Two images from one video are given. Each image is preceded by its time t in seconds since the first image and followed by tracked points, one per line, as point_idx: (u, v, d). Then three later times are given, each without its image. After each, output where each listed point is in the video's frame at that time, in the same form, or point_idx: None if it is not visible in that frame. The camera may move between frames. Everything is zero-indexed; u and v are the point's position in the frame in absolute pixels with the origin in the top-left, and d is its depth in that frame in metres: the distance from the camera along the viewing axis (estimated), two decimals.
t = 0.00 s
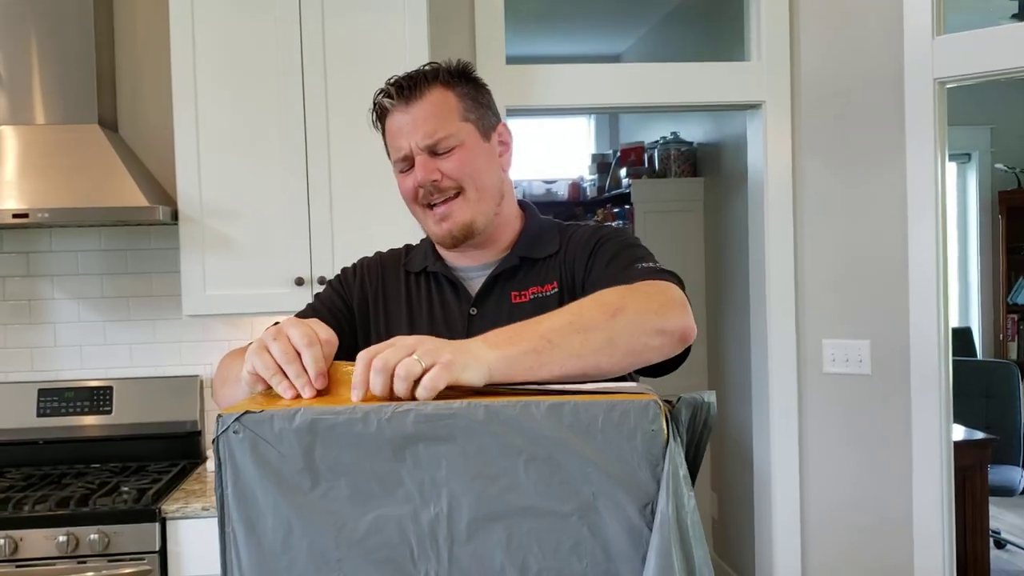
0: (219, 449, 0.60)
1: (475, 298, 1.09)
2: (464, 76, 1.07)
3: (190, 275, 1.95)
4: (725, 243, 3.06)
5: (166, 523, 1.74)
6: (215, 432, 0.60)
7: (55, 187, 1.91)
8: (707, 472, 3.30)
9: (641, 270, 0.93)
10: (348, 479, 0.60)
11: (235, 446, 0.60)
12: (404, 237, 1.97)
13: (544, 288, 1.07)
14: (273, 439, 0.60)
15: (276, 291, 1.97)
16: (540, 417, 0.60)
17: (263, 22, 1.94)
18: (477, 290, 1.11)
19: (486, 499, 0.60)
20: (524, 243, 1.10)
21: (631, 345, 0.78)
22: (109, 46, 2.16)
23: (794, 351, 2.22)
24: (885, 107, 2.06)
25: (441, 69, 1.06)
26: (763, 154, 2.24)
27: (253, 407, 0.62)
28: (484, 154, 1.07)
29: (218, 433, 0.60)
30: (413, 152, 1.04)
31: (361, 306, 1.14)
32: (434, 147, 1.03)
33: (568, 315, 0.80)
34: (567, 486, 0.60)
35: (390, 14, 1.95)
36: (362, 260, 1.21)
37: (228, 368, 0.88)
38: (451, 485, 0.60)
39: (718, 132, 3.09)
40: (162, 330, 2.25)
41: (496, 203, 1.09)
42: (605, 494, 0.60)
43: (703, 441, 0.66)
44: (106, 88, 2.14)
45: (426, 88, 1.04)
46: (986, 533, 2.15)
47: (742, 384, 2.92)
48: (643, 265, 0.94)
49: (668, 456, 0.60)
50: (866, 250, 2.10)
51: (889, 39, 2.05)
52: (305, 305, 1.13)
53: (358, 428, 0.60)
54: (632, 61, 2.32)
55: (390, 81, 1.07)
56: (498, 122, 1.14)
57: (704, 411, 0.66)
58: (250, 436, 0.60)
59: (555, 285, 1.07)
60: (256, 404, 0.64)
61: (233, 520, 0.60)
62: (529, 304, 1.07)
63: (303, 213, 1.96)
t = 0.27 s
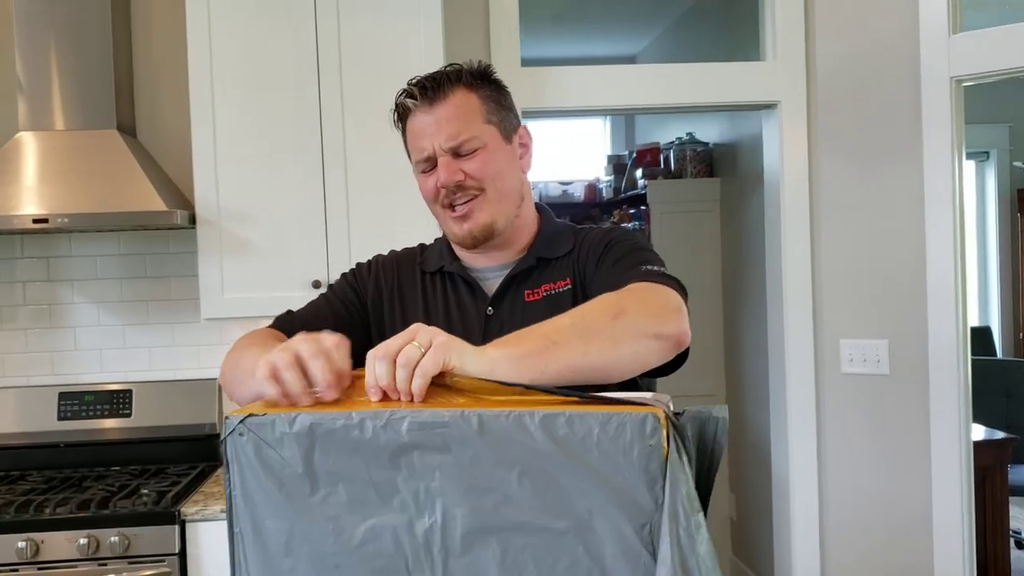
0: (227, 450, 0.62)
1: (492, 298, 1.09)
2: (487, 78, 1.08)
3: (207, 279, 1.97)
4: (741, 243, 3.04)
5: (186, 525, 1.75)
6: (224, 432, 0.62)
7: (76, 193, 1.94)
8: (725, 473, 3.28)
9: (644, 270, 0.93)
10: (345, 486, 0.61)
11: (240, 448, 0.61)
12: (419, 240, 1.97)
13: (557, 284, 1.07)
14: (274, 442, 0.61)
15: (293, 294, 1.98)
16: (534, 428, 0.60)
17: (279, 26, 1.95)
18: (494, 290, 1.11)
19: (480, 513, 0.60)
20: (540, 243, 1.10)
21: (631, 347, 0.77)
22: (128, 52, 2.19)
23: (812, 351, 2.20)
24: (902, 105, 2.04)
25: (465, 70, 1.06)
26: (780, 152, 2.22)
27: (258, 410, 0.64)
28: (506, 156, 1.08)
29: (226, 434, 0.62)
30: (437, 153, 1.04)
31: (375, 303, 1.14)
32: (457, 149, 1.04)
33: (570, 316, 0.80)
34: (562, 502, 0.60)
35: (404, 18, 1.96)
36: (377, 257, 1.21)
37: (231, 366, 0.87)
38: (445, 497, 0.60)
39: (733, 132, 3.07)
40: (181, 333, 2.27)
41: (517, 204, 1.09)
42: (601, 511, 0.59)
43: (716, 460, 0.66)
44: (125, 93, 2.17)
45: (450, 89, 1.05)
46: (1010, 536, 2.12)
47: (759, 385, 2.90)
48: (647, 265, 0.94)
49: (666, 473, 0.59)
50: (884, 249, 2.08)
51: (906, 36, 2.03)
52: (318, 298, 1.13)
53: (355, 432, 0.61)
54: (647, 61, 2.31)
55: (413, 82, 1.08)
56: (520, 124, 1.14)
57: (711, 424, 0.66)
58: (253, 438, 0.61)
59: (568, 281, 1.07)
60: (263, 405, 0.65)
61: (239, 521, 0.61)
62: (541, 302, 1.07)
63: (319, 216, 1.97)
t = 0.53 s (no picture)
0: (226, 451, 0.62)
1: (495, 300, 1.09)
2: (489, 78, 1.08)
3: (211, 281, 1.97)
4: (745, 243, 3.04)
5: (190, 526, 1.76)
6: (224, 433, 0.62)
7: (80, 195, 1.94)
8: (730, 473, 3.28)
9: (648, 281, 0.94)
10: (350, 484, 0.60)
11: (241, 449, 0.61)
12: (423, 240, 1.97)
13: (561, 285, 1.07)
14: (278, 441, 0.61)
15: (297, 296, 1.98)
16: (541, 424, 0.60)
17: (282, 29, 1.95)
18: (496, 292, 1.11)
19: (488, 508, 0.60)
20: (543, 244, 1.10)
21: (634, 363, 0.78)
22: (131, 55, 2.20)
23: (816, 352, 2.20)
24: (906, 104, 2.04)
25: (467, 71, 1.06)
26: (783, 152, 2.22)
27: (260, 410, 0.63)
28: (509, 156, 1.08)
29: (226, 435, 0.62)
30: (440, 154, 1.04)
31: (377, 302, 1.12)
32: (461, 150, 1.04)
33: (575, 328, 0.80)
34: (569, 497, 0.60)
35: (406, 21, 1.96)
36: (375, 256, 1.19)
37: (223, 374, 0.84)
38: (451, 493, 0.60)
39: (737, 132, 3.07)
40: (185, 335, 2.28)
41: (519, 204, 1.09)
42: (608, 506, 0.59)
43: (716, 453, 0.64)
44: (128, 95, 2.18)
45: (453, 90, 1.04)
46: (1015, 536, 2.11)
47: (764, 386, 2.89)
48: (651, 276, 0.96)
49: (674, 467, 0.59)
50: (888, 249, 2.07)
51: (910, 35, 2.02)
52: (316, 294, 1.10)
53: (358, 431, 0.61)
54: (650, 62, 2.31)
55: (415, 82, 1.08)
56: (521, 125, 1.14)
57: (715, 422, 0.64)
58: (257, 437, 0.61)
59: (572, 282, 1.07)
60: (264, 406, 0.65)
61: (238, 523, 0.61)
62: (546, 303, 1.07)
63: (323, 218, 1.97)
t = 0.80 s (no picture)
0: (210, 459, 0.61)
1: (489, 299, 1.08)
2: (463, 79, 1.07)
3: (210, 282, 1.97)
4: (745, 243, 3.04)
5: (190, 528, 1.75)
6: (208, 439, 0.62)
7: (79, 196, 1.94)
8: (730, 474, 3.28)
9: (632, 286, 0.96)
10: (335, 491, 0.60)
11: (225, 457, 0.61)
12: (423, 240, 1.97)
13: (549, 277, 1.06)
14: (265, 447, 0.61)
15: (296, 297, 1.98)
16: (528, 430, 0.60)
17: (281, 29, 1.95)
18: (489, 292, 1.10)
19: (475, 516, 0.60)
20: (531, 240, 1.10)
21: (612, 378, 0.79)
22: (130, 55, 2.19)
23: (817, 351, 2.20)
24: (907, 104, 2.03)
25: (441, 75, 1.06)
26: (784, 152, 2.22)
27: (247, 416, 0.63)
28: (492, 156, 1.07)
29: (210, 442, 0.61)
30: (423, 160, 1.04)
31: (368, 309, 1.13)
32: (444, 153, 1.03)
33: (561, 338, 0.81)
34: (557, 505, 0.60)
35: (405, 21, 1.96)
36: (366, 265, 1.21)
37: (215, 388, 0.84)
38: (438, 501, 0.60)
39: (736, 132, 3.06)
40: (184, 336, 2.27)
41: (506, 203, 1.09)
42: (596, 513, 0.59)
43: (707, 457, 0.67)
44: (127, 96, 2.17)
45: (429, 95, 1.04)
46: (1016, 536, 2.10)
47: (764, 387, 2.89)
48: (636, 282, 0.97)
49: (661, 475, 0.59)
50: (889, 249, 2.07)
51: (911, 33, 2.02)
52: (306, 305, 1.12)
53: (346, 440, 0.61)
54: (650, 62, 2.31)
55: (390, 91, 1.07)
56: (499, 124, 1.14)
57: (706, 427, 0.67)
58: (242, 444, 0.61)
59: (561, 273, 1.07)
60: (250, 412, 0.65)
61: (225, 530, 0.61)
62: (536, 296, 1.06)
63: (322, 218, 1.97)
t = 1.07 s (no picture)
0: (208, 458, 0.61)
1: (483, 302, 1.07)
2: (448, 81, 1.07)
3: (212, 282, 1.97)
4: (747, 243, 3.03)
5: (191, 528, 1.75)
6: (207, 437, 0.61)
7: (80, 196, 1.94)
8: (733, 474, 3.27)
9: (630, 277, 0.94)
10: (334, 488, 0.60)
11: (224, 455, 0.60)
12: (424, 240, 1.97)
13: (547, 281, 1.06)
14: (262, 445, 0.61)
15: (297, 297, 1.98)
16: (527, 428, 0.60)
17: (281, 29, 1.95)
18: (483, 294, 1.10)
19: (475, 513, 0.60)
20: (524, 242, 1.09)
21: (621, 365, 0.77)
22: (131, 55, 2.19)
23: (819, 351, 2.20)
24: (908, 103, 2.03)
25: (426, 76, 1.06)
26: (785, 151, 2.22)
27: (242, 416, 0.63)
28: (477, 157, 1.07)
29: (208, 440, 0.61)
30: (408, 161, 1.03)
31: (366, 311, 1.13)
32: (429, 154, 1.03)
33: (563, 327, 0.78)
34: (556, 503, 0.59)
35: (406, 20, 1.95)
36: (364, 269, 1.20)
37: (212, 390, 0.83)
38: (437, 498, 0.60)
39: (738, 132, 3.06)
40: (185, 336, 2.27)
41: (494, 205, 1.09)
42: (596, 511, 0.59)
43: (707, 456, 0.67)
44: (128, 96, 2.17)
45: (412, 97, 1.04)
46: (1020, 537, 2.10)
47: (766, 387, 2.89)
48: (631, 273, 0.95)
49: (661, 473, 0.59)
50: (891, 249, 2.06)
51: (912, 33, 2.01)
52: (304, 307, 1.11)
53: (346, 438, 0.61)
54: (651, 61, 2.31)
55: (376, 94, 1.07)
56: (486, 127, 1.14)
57: (706, 423, 0.66)
58: (240, 441, 0.61)
59: (558, 277, 1.06)
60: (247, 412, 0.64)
61: (224, 529, 0.61)
62: (534, 300, 1.06)
63: (323, 218, 1.96)
